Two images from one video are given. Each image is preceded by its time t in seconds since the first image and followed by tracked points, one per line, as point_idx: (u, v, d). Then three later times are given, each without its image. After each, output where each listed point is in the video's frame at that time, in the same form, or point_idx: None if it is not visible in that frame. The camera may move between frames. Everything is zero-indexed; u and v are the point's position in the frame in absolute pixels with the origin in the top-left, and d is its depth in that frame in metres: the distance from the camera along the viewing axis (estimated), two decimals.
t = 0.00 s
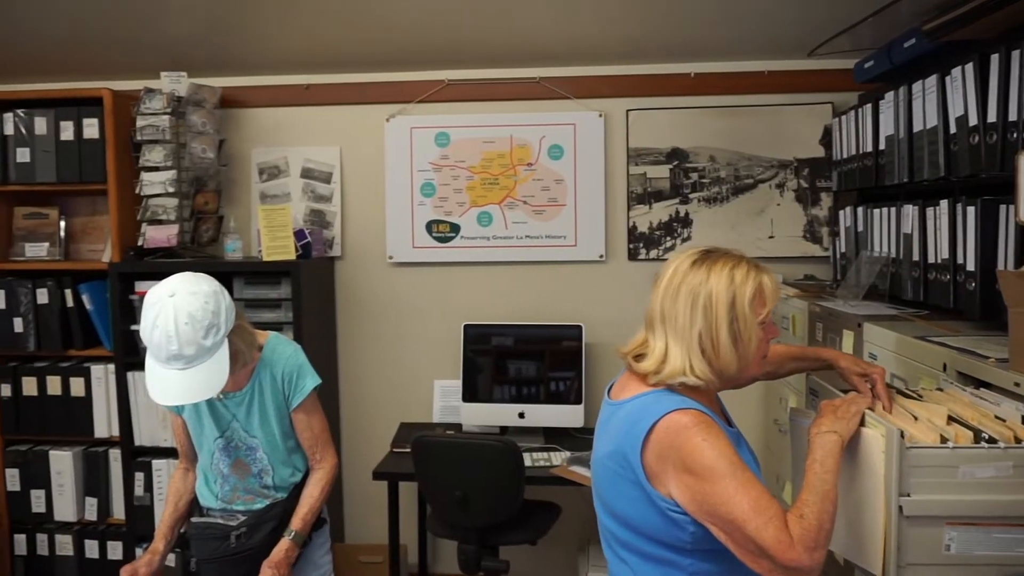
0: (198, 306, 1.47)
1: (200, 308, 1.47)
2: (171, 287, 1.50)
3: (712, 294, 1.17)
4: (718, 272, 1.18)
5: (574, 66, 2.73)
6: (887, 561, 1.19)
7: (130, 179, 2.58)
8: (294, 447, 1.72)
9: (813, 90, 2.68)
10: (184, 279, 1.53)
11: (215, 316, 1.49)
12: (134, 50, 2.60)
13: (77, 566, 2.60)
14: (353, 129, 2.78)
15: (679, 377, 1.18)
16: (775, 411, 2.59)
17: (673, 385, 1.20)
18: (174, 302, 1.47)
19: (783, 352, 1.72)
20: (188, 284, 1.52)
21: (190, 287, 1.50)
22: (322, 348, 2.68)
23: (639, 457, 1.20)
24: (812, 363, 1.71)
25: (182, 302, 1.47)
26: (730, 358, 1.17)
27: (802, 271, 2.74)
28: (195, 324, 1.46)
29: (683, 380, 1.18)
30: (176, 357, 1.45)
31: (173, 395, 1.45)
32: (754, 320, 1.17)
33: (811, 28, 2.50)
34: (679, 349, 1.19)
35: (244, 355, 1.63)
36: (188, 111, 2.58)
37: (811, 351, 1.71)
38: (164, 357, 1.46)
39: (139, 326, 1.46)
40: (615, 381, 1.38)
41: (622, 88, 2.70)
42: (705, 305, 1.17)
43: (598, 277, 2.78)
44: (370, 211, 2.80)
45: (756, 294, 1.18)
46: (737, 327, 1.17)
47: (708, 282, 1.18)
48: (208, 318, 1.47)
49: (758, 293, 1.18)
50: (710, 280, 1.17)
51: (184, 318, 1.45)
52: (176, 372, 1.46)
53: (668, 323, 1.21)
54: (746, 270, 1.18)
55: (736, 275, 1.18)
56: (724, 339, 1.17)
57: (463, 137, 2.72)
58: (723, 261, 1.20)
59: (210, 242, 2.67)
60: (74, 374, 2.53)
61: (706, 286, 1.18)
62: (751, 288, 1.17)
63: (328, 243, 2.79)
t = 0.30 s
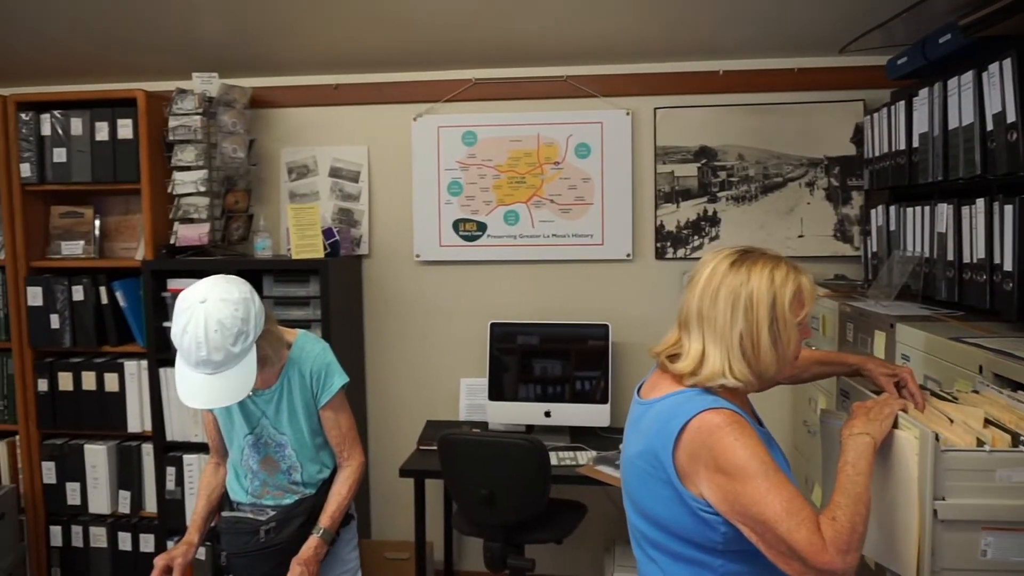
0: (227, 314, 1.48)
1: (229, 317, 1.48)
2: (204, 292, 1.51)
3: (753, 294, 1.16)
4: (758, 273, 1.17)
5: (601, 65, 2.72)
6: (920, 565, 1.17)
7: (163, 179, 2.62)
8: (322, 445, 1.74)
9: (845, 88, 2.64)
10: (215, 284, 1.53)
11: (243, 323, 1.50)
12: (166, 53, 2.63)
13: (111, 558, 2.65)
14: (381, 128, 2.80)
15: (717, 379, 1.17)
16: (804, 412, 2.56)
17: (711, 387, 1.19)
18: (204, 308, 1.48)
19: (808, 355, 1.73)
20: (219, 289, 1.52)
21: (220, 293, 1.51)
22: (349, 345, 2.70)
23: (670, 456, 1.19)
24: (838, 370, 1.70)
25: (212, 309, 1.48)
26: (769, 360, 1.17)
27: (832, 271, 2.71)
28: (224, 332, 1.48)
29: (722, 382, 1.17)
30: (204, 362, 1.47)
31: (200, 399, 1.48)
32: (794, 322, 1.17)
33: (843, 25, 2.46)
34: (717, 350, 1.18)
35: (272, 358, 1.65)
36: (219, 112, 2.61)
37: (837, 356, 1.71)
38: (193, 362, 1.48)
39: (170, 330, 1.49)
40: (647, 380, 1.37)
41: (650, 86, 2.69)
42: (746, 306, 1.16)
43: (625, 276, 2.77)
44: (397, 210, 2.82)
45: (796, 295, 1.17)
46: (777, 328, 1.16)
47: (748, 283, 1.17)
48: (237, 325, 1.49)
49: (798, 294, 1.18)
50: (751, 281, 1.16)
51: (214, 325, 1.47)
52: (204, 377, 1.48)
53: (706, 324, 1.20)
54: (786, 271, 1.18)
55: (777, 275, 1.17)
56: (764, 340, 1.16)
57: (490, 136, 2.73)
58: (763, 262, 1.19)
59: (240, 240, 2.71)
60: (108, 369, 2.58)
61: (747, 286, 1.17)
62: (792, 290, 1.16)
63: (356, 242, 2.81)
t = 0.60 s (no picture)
0: (258, 314, 1.50)
1: (259, 317, 1.50)
2: (236, 291, 1.53)
3: (795, 295, 1.14)
4: (800, 273, 1.16)
5: (632, 61, 2.70)
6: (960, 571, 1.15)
7: (197, 176, 2.66)
8: (353, 441, 1.75)
9: (881, 83, 2.59)
10: (248, 284, 1.55)
11: (273, 324, 1.52)
12: (199, 54, 2.67)
13: (146, 549, 2.71)
14: (411, 125, 2.81)
15: (756, 379, 1.16)
16: (836, 412, 2.52)
17: (748, 387, 1.18)
18: (236, 308, 1.50)
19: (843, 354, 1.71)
20: (251, 289, 1.54)
21: (251, 294, 1.53)
22: (379, 340, 2.72)
23: (704, 456, 1.18)
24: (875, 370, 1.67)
25: (243, 309, 1.50)
26: (809, 361, 1.15)
27: (867, 269, 2.66)
28: (254, 333, 1.49)
29: (761, 382, 1.16)
30: (234, 361, 1.49)
31: (229, 396, 1.49)
32: (835, 323, 1.15)
33: (879, 19, 2.42)
34: (757, 350, 1.17)
35: (302, 358, 1.66)
36: (252, 110, 2.64)
37: (871, 354, 1.68)
38: (223, 360, 1.50)
39: (202, 328, 1.51)
40: (681, 378, 1.36)
41: (681, 83, 2.67)
42: (787, 306, 1.15)
43: (654, 273, 2.75)
44: (427, 207, 2.83)
45: (838, 296, 1.15)
46: (818, 329, 1.15)
47: (790, 283, 1.15)
48: (267, 326, 1.51)
49: (840, 295, 1.16)
50: (793, 281, 1.15)
51: (244, 325, 1.49)
52: (233, 375, 1.50)
53: (746, 324, 1.19)
54: (828, 271, 1.16)
55: (819, 276, 1.15)
56: (805, 341, 1.14)
57: (520, 133, 2.73)
58: (805, 262, 1.17)
59: (273, 237, 2.73)
60: (144, 364, 2.63)
61: (789, 286, 1.15)
62: (833, 291, 1.15)
63: (386, 239, 2.83)
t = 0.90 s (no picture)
0: (297, 309, 1.51)
1: (298, 312, 1.51)
2: (275, 286, 1.55)
3: (844, 293, 1.11)
4: (849, 270, 1.13)
5: (670, 55, 2.67)
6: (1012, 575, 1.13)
7: (238, 172, 2.70)
8: (391, 434, 1.76)
9: (928, 75, 2.52)
10: (287, 279, 1.57)
11: (312, 318, 1.53)
12: (241, 52, 2.70)
13: (188, 537, 2.76)
14: (448, 121, 2.82)
15: (803, 378, 1.13)
16: (878, 412, 2.47)
17: (795, 387, 1.15)
18: (276, 302, 1.51)
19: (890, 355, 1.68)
20: (290, 283, 1.55)
21: (291, 288, 1.54)
22: (416, 335, 2.74)
23: (748, 455, 1.15)
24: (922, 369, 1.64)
25: (283, 303, 1.51)
26: (857, 360, 1.12)
27: (912, 267, 2.60)
28: (293, 327, 1.50)
29: (809, 381, 1.13)
30: (274, 354, 1.51)
31: (269, 390, 1.51)
32: (884, 322, 1.12)
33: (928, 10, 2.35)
34: (803, 348, 1.14)
35: (340, 353, 1.68)
36: (292, 106, 2.66)
37: (917, 354, 1.66)
38: (262, 353, 1.52)
39: (243, 322, 1.53)
40: (722, 375, 1.33)
41: (721, 77, 2.63)
42: (835, 304, 1.12)
43: (692, 270, 2.72)
44: (464, 202, 2.83)
45: (887, 295, 1.12)
46: (866, 328, 1.12)
47: (839, 280, 1.12)
48: (306, 320, 1.52)
49: (889, 293, 1.13)
50: (843, 278, 1.12)
51: (283, 319, 1.50)
52: (273, 368, 1.51)
53: (792, 321, 1.15)
54: (877, 270, 1.13)
55: (868, 274, 1.12)
56: (853, 340, 1.11)
57: (557, 128, 2.72)
58: (853, 259, 1.14)
59: (312, 232, 2.76)
60: (187, 356, 2.68)
61: (838, 284, 1.12)
62: (883, 289, 1.12)
63: (423, 234, 2.85)
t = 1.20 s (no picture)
0: (332, 306, 1.51)
1: (333, 308, 1.52)
2: (311, 283, 1.55)
3: (887, 289, 1.08)
4: (892, 266, 1.09)
5: (706, 49, 2.63)
6: None
7: (275, 169, 2.73)
8: (426, 429, 1.78)
9: (975, 66, 2.45)
10: (322, 276, 1.57)
11: (347, 315, 1.53)
12: (278, 50, 2.73)
13: (226, 528, 2.81)
14: (481, 118, 2.82)
15: (844, 375, 1.10)
16: (920, 411, 2.41)
17: (836, 384, 1.12)
18: (311, 300, 1.52)
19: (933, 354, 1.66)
20: (325, 281, 1.56)
21: (326, 286, 1.54)
22: (450, 330, 2.75)
23: (788, 454, 1.13)
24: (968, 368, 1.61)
25: (319, 301, 1.52)
26: (900, 358, 1.09)
27: (956, 263, 2.53)
28: (329, 323, 1.51)
29: (849, 379, 1.10)
30: (310, 351, 1.51)
31: (306, 386, 1.52)
32: (928, 320, 1.09)
33: None
34: (844, 345, 1.11)
35: (375, 349, 1.70)
36: (327, 103, 2.69)
37: (963, 354, 1.64)
38: (299, 350, 1.53)
39: (280, 320, 1.54)
40: (760, 373, 1.31)
41: (758, 70, 2.59)
42: (877, 301, 1.09)
43: (728, 266, 2.69)
44: (497, 198, 2.84)
45: (932, 291, 1.09)
46: (910, 325, 1.08)
47: (882, 277, 1.09)
48: (341, 317, 1.52)
49: (934, 290, 1.10)
50: (885, 275, 1.09)
51: (319, 316, 1.51)
52: (310, 365, 1.52)
53: (832, 318, 1.13)
54: (922, 266, 1.09)
55: (912, 270, 1.09)
56: (896, 338, 1.08)
57: (591, 124, 2.71)
58: (897, 255, 1.11)
59: (347, 228, 2.79)
60: (225, 350, 2.72)
61: (881, 280, 1.09)
62: (928, 286, 1.09)
63: (457, 230, 2.86)
